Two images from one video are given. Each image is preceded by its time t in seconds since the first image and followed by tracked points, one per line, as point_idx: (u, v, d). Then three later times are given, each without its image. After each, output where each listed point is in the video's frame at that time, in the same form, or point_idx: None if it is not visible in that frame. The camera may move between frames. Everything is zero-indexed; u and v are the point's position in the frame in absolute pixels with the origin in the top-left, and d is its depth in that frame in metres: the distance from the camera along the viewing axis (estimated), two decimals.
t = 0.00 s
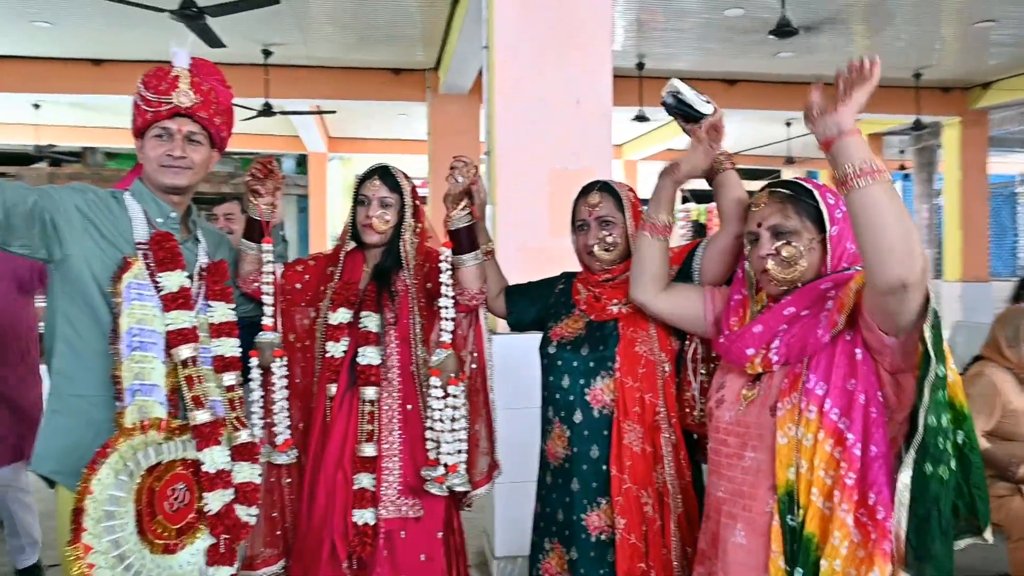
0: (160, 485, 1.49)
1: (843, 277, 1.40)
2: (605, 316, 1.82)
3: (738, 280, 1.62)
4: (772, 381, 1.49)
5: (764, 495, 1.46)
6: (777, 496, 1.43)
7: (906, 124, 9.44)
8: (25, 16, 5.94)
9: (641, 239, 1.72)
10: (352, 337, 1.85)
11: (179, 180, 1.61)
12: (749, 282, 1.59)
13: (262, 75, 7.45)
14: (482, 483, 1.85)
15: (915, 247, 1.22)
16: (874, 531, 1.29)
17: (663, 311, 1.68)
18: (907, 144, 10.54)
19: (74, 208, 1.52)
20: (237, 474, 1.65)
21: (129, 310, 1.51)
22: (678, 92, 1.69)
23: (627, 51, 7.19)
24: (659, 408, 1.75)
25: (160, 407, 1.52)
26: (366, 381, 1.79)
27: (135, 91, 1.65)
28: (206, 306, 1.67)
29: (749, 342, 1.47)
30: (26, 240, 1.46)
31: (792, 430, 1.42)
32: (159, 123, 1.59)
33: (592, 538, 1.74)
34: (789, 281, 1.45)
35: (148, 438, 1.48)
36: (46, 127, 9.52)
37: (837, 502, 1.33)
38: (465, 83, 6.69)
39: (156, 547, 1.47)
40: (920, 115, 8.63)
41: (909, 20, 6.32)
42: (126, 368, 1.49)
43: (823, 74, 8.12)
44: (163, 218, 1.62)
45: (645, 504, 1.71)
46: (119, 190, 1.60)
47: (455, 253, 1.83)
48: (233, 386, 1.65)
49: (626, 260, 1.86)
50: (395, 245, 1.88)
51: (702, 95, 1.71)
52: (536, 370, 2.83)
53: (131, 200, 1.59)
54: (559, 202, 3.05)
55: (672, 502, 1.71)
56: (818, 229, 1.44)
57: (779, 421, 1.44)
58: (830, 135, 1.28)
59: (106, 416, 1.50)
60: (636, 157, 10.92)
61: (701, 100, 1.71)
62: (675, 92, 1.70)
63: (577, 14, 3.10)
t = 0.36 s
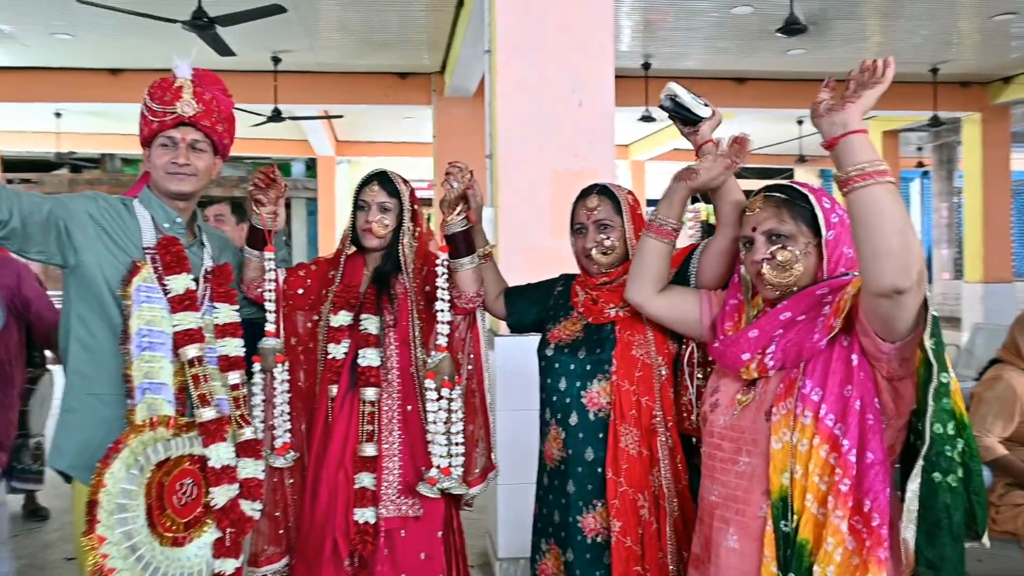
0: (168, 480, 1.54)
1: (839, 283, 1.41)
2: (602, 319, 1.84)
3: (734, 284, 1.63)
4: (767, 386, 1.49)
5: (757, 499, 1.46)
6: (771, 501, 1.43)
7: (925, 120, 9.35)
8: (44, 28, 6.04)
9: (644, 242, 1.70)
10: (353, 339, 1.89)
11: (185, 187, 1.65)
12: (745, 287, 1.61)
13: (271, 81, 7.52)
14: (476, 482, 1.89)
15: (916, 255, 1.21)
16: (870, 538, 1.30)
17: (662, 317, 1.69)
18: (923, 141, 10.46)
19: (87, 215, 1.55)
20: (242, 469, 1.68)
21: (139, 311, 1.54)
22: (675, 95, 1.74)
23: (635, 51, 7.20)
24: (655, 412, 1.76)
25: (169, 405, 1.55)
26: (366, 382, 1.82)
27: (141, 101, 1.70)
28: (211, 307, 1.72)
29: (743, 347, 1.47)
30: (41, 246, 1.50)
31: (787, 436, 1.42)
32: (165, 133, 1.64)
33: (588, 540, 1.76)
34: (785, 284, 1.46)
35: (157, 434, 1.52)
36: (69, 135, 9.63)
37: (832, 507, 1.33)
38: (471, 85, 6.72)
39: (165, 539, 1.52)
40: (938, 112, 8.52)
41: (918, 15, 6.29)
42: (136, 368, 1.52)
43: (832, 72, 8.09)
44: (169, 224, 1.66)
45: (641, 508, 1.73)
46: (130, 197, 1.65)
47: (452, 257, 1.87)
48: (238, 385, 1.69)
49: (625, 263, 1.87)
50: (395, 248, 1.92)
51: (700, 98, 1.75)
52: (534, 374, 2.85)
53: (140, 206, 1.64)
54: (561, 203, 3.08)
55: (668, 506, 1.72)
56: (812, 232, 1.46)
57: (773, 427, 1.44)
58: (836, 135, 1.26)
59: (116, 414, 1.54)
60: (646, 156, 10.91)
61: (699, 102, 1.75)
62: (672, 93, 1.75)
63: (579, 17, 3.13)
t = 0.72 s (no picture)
0: (199, 471, 1.54)
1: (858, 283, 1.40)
2: (625, 318, 1.84)
3: (753, 285, 1.63)
4: (787, 387, 1.48)
5: (778, 501, 1.44)
6: (793, 503, 1.41)
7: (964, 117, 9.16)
8: (81, 36, 6.18)
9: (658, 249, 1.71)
10: (375, 339, 1.92)
11: (210, 188, 1.69)
12: (765, 287, 1.60)
13: (299, 85, 7.62)
14: (495, 478, 1.89)
15: (939, 263, 1.20)
16: (894, 540, 1.29)
17: (679, 320, 1.70)
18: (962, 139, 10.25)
19: (118, 217, 1.59)
20: (267, 461, 1.72)
21: (168, 309, 1.58)
22: (693, 94, 1.69)
23: (661, 51, 7.17)
24: (678, 410, 1.76)
25: (198, 399, 1.60)
26: (388, 380, 1.85)
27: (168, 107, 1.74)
28: (236, 305, 1.74)
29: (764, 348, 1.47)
30: (75, 247, 1.53)
31: (809, 438, 1.40)
32: (190, 135, 1.68)
33: (610, 537, 1.75)
34: (802, 281, 1.45)
35: (188, 426, 1.54)
36: (106, 138, 9.83)
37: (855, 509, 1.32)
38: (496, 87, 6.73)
39: (196, 527, 1.52)
40: (975, 108, 8.41)
41: (952, 10, 6.18)
42: (167, 363, 1.57)
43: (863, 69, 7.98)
44: (196, 225, 1.70)
45: (663, 505, 1.72)
46: (160, 200, 1.70)
47: (472, 257, 1.88)
48: (263, 380, 1.72)
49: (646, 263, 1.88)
50: (416, 249, 1.94)
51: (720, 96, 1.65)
52: (555, 374, 2.85)
53: (169, 208, 1.68)
54: (583, 205, 3.09)
55: (690, 504, 1.72)
56: (833, 232, 1.45)
57: (794, 429, 1.43)
58: (857, 143, 1.26)
59: (147, 407, 1.58)
60: (673, 156, 10.85)
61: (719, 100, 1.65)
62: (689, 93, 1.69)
63: (603, 17, 3.13)
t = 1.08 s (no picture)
0: (238, 463, 1.58)
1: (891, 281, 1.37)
2: (660, 319, 1.82)
3: (786, 286, 1.60)
4: (821, 388, 1.46)
5: (815, 504, 1.42)
6: (828, 506, 1.40)
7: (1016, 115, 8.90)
8: (125, 42, 6.34)
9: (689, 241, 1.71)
10: (411, 339, 1.94)
11: (250, 189, 1.73)
12: (797, 289, 1.58)
13: (336, 88, 7.72)
14: (533, 475, 1.90)
15: (973, 251, 1.18)
16: (931, 541, 1.26)
17: (710, 316, 1.68)
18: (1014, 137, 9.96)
19: (160, 218, 1.63)
20: (304, 455, 1.74)
21: (209, 307, 1.61)
22: (729, 93, 1.75)
23: (699, 49, 7.12)
24: (716, 411, 1.73)
25: (238, 394, 1.63)
26: (423, 378, 1.88)
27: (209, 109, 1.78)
28: (276, 303, 1.77)
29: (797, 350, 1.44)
30: (120, 248, 1.57)
31: (844, 440, 1.39)
32: (231, 139, 1.72)
33: (646, 537, 1.75)
34: (827, 283, 1.43)
35: (228, 420, 1.57)
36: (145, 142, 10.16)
37: (890, 511, 1.30)
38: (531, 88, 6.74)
39: (236, 516, 1.56)
40: None
41: (1002, 4, 6.01)
42: (208, 359, 1.60)
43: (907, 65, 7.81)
44: (236, 225, 1.73)
45: (700, 506, 1.71)
46: (200, 201, 1.74)
47: (504, 256, 1.90)
48: (300, 376, 1.74)
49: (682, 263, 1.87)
50: (449, 250, 1.97)
51: (755, 97, 1.74)
52: (592, 374, 2.85)
53: (210, 209, 1.72)
54: (620, 205, 3.08)
55: (729, 505, 1.70)
56: (862, 231, 1.43)
57: (829, 431, 1.41)
58: (887, 131, 1.23)
59: (191, 402, 1.62)
60: (712, 157, 10.74)
61: (755, 101, 1.74)
62: (726, 93, 1.74)
63: (638, 17, 3.12)
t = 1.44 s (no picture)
0: (283, 460, 1.60)
1: (950, 282, 1.32)
2: (707, 322, 1.77)
3: (837, 290, 1.56)
4: (877, 392, 1.41)
5: (872, 512, 1.38)
6: (888, 515, 1.34)
7: None
8: (172, 50, 6.48)
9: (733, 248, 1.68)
10: (456, 340, 1.94)
11: (296, 193, 1.74)
12: (848, 291, 1.53)
13: (376, 92, 7.78)
14: (576, 474, 1.89)
15: None
16: (996, 551, 1.22)
17: (757, 325, 1.64)
18: None
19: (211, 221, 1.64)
20: (347, 453, 1.75)
21: (257, 308, 1.61)
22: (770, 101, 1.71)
23: (744, 47, 7.01)
24: (767, 414, 1.70)
25: (283, 392, 1.63)
26: (469, 380, 1.88)
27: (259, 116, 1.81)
28: (320, 304, 1.77)
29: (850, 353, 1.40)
30: (175, 250, 1.58)
31: (902, 446, 1.34)
32: (279, 143, 1.74)
33: (697, 543, 1.72)
34: (881, 283, 1.38)
35: (272, 419, 1.58)
36: (191, 148, 10.40)
37: (951, 520, 1.25)
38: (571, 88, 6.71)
39: (282, 513, 1.58)
40: None
41: None
42: (253, 359, 1.60)
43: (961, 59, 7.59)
44: (284, 228, 1.74)
45: (753, 511, 1.67)
46: (249, 204, 1.75)
47: (545, 256, 1.90)
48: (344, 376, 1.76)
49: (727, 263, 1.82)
50: (491, 251, 1.96)
51: (796, 100, 1.69)
52: (637, 375, 2.83)
53: (258, 211, 1.72)
54: (665, 205, 3.04)
55: (781, 510, 1.66)
56: (920, 230, 1.37)
57: (887, 438, 1.36)
58: (945, 134, 1.17)
59: (235, 400, 1.61)
60: (757, 156, 10.58)
61: (797, 105, 1.69)
62: (767, 100, 1.71)
63: (682, 15, 3.08)
